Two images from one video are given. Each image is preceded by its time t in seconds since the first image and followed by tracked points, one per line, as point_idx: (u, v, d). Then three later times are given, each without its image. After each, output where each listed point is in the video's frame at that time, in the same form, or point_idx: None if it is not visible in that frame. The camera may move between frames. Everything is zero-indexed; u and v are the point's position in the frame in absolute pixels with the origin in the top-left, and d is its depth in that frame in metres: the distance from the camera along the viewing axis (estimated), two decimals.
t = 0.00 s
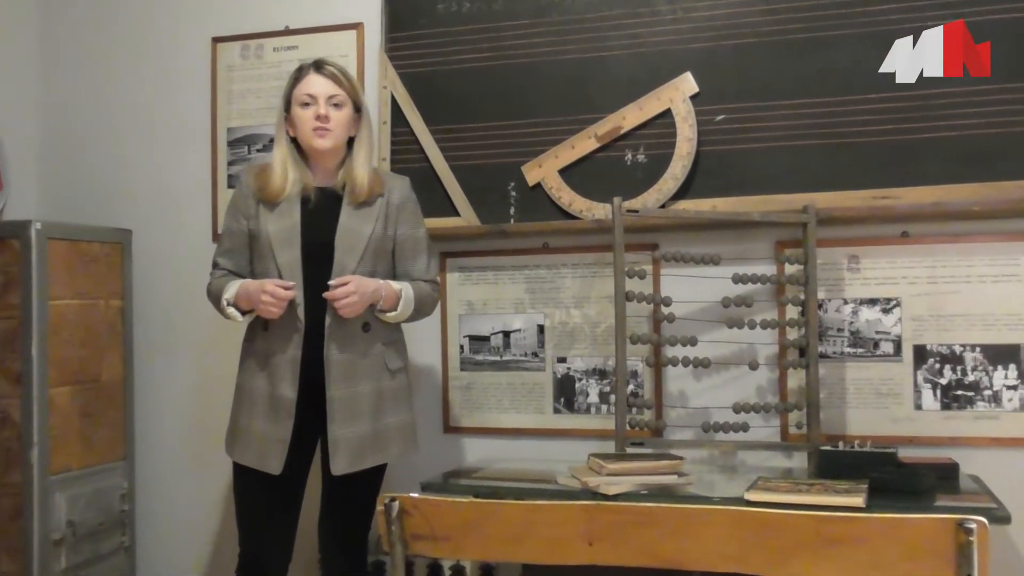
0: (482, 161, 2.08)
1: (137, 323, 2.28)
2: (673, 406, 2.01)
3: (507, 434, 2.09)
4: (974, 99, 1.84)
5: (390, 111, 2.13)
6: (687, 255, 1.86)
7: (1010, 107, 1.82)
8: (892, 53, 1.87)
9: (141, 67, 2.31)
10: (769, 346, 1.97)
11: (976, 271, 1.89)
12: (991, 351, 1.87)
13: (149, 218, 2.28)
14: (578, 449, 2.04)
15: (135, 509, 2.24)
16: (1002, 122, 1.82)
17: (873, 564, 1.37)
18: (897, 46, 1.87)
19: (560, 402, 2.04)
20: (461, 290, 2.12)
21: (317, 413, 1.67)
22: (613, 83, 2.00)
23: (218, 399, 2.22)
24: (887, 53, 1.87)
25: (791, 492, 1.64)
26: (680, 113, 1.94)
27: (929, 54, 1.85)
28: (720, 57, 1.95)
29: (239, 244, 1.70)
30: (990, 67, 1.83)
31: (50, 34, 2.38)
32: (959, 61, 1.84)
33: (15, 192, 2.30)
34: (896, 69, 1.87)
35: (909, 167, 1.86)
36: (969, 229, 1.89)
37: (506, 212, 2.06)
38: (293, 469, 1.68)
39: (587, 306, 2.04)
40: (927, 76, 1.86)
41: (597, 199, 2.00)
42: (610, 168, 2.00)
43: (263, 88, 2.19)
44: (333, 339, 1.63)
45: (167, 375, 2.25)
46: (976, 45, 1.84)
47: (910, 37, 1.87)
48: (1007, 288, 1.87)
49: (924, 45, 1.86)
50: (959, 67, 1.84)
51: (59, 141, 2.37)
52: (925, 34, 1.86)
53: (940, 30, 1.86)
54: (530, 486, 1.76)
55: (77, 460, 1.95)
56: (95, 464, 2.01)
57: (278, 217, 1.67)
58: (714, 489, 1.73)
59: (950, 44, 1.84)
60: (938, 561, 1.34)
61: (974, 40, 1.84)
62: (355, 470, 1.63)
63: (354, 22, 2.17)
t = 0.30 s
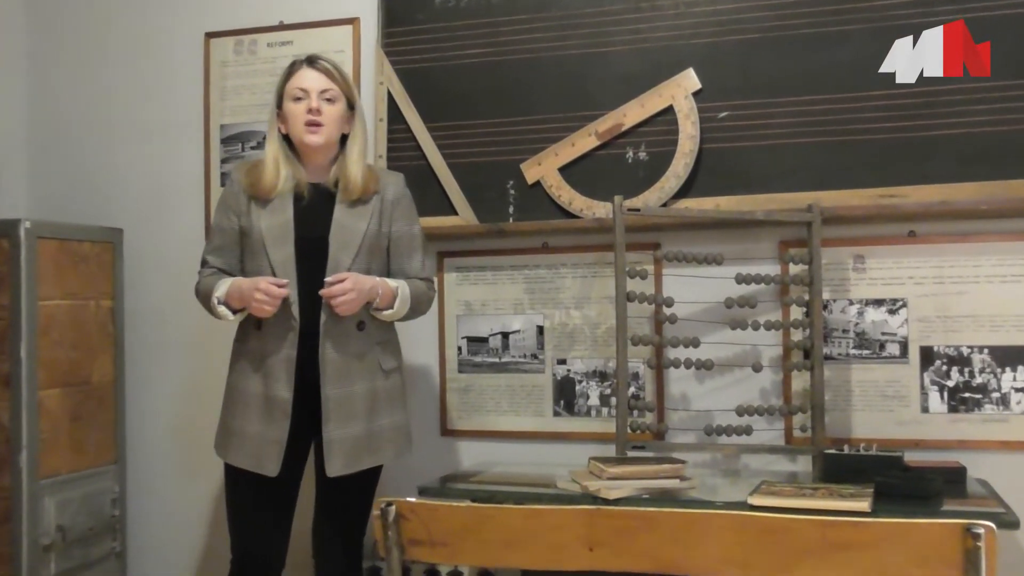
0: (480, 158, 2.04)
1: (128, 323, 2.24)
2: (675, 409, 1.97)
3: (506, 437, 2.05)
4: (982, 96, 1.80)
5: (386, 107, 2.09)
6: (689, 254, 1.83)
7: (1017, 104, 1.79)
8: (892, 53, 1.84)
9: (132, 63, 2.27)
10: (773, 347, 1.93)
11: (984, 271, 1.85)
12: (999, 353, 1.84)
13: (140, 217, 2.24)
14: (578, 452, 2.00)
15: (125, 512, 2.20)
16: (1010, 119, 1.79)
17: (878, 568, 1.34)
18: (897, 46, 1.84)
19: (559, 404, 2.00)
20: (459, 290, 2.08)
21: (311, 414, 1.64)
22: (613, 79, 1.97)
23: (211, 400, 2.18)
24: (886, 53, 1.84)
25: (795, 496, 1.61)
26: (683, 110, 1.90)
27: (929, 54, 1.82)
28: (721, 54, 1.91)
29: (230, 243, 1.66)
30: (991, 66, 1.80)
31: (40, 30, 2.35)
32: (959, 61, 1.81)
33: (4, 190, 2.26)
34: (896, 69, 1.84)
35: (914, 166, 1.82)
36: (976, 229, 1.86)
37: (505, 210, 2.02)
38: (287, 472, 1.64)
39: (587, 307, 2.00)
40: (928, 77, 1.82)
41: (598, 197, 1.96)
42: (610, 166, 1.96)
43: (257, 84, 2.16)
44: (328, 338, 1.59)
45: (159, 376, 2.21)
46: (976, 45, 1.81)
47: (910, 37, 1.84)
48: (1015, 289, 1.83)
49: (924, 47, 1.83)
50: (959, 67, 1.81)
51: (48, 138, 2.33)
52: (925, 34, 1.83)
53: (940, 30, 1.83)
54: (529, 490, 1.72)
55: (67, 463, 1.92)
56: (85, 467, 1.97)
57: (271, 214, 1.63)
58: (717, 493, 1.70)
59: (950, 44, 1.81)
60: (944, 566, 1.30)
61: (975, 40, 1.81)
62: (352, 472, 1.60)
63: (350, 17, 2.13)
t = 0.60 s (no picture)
0: (479, 155, 2.01)
1: (120, 324, 2.21)
2: (678, 411, 1.94)
3: (506, 440, 2.02)
4: (991, 92, 1.77)
5: (383, 103, 2.06)
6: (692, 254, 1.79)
7: None
8: (892, 53, 1.81)
9: (125, 59, 2.24)
10: (777, 348, 1.90)
11: (992, 271, 1.82)
12: (1008, 354, 1.80)
13: (133, 216, 2.21)
14: (578, 456, 1.97)
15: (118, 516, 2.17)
16: (1017, 117, 1.75)
17: None
18: (897, 45, 1.81)
19: (560, 407, 1.97)
20: (458, 290, 2.05)
21: (306, 416, 1.60)
22: (614, 75, 1.93)
23: (206, 402, 2.15)
24: (886, 53, 1.81)
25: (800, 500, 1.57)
26: (686, 106, 1.87)
27: (929, 54, 1.79)
28: (723, 51, 1.88)
29: (223, 243, 1.63)
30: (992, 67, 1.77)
31: (30, 26, 2.31)
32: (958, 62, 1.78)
33: None
34: (896, 69, 1.81)
35: (920, 164, 1.79)
36: (984, 228, 1.82)
37: (505, 209, 1.98)
38: (283, 476, 1.61)
39: (588, 307, 1.97)
40: (928, 77, 1.79)
41: (599, 196, 1.93)
42: (612, 164, 1.93)
43: (253, 80, 2.12)
44: (323, 339, 1.56)
45: (152, 378, 2.18)
46: (976, 45, 1.78)
47: (910, 37, 1.80)
48: None
49: (924, 47, 1.79)
50: (958, 67, 1.78)
51: (39, 135, 2.29)
52: (925, 35, 1.80)
53: (940, 29, 1.79)
54: (530, 494, 1.69)
55: (58, 466, 1.88)
56: (77, 470, 1.94)
57: (264, 213, 1.59)
58: (721, 497, 1.66)
59: (949, 45, 1.79)
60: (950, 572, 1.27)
61: (974, 40, 1.78)
62: (349, 475, 1.56)
63: (347, 12, 2.09)
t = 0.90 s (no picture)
0: (477, 152, 1.97)
1: (111, 325, 2.17)
2: (680, 414, 1.90)
3: (504, 443, 1.98)
4: (998, 90, 1.73)
5: (380, 100, 2.02)
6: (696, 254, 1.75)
7: None
8: (892, 53, 1.77)
9: (117, 56, 2.20)
10: (782, 350, 1.86)
11: (1001, 271, 1.78)
12: (1018, 356, 1.77)
13: (124, 216, 2.17)
14: (578, 460, 1.93)
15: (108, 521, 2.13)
16: None
17: None
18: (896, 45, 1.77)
19: (560, 409, 1.93)
20: (456, 290, 2.01)
21: (299, 419, 1.56)
22: (615, 70, 1.90)
23: (198, 405, 2.11)
24: (887, 53, 1.78)
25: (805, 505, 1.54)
26: (689, 103, 1.83)
27: (929, 54, 1.76)
28: (724, 47, 1.85)
29: (214, 243, 1.60)
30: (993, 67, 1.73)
31: (20, 21, 2.27)
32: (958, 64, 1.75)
33: None
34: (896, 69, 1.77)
35: (927, 163, 1.75)
36: (992, 228, 1.79)
37: (505, 207, 1.95)
38: (276, 480, 1.57)
39: (588, 308, 1.93)
40: (928, 78, 1.76)
41: (599, 194, 1.89)
42: (612, 161, 1.89)
43: (247, 76, 2.09)
44: (317, 340, 1.52)
45: (144, 380, 2.14)
46: (977, 45, 1.74)
47: (910, 37, 1.77)
48: None
49: (923, 48, 1.76)
50: (958, 68, 1.75)
51: (27, 132, 2.25)
52: (925, 35, 1.76)
53: (941, 29, 1.76)
54: (529, 498, 1.65)
55: (47, 470, 1.84)
56: (65, 474, 1.90)
57: (255, 211, 1.56)
58: (724, 501, 1.62)
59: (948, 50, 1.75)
60: None
61: (975, 40, 1.75)
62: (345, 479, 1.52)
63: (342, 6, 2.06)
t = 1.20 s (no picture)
0: (475, 149, 1.94)
1: (103, 326, 2.14)
2: (682, 416, 1.87)
3: (503, 446, 1.95)
4: (1005, 87, 1.70)
5: (376, 97, 1.99)
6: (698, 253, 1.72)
7: None
8: (891, 53, 1.74)
9: (109, 52, 2.17)
10: (785, 351, 1.83)
11: (1008, 271, 1.75)
12: None
13: (116, 215, 2.14)
14: (577, 463, 1.90)
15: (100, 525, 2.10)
16: None
17: None
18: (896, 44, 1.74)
19: (560, 411, 1.90)
20: (455, 290, 1.98)
21: (294, 422, 1.53)
22: (615, 67, 1.87)
23: (192, 407, 2.08)
24: (886, 53, 1.75)
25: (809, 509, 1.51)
26: (690, 99, 1.80)
27: (929, 54, 1.73)
28: (725, 44, 1.81)
29: (207, 242, 1.56)
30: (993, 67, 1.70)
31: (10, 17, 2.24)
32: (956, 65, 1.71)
33: None
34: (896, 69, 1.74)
35: (931, 162, 1.72)
36: (999, 226, 1.75)
37: (504, 206, 1.92)
38: (271, 483, 1.54)
39: (589, 308, 1.90)
40: (928, 78, 1.73)
41: (600, 192, 1.86)
42: (612, 159, 1.86)
43: (242, 72, 2.06)
44: (312, 341, 1.49)
45: (137, 381, 2.11)
46: (976, 44, 1.71)
47: (910, 36, 1.74)
48: None
49: (923, 48, 1.73)
50: (953, 71, 1.72)
51: (17, 130, 2.22)
52: (925, 34, 1.74)
53: (940, 30, 1.73)
54: (528, 502, 1.62)
55: (38, 473, 1.81)
56: (56, 477, 1.87)
57: (249, 210, 1.52)
58: (727, 505, 1.59)
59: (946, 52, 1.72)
60: None
61: (975, 40, 1.72)
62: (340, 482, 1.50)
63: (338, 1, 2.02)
